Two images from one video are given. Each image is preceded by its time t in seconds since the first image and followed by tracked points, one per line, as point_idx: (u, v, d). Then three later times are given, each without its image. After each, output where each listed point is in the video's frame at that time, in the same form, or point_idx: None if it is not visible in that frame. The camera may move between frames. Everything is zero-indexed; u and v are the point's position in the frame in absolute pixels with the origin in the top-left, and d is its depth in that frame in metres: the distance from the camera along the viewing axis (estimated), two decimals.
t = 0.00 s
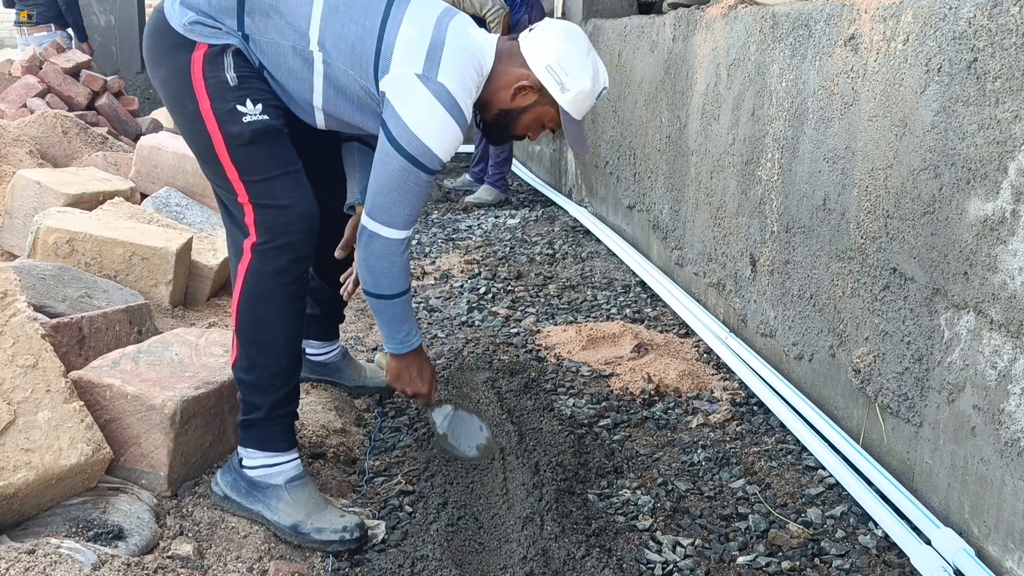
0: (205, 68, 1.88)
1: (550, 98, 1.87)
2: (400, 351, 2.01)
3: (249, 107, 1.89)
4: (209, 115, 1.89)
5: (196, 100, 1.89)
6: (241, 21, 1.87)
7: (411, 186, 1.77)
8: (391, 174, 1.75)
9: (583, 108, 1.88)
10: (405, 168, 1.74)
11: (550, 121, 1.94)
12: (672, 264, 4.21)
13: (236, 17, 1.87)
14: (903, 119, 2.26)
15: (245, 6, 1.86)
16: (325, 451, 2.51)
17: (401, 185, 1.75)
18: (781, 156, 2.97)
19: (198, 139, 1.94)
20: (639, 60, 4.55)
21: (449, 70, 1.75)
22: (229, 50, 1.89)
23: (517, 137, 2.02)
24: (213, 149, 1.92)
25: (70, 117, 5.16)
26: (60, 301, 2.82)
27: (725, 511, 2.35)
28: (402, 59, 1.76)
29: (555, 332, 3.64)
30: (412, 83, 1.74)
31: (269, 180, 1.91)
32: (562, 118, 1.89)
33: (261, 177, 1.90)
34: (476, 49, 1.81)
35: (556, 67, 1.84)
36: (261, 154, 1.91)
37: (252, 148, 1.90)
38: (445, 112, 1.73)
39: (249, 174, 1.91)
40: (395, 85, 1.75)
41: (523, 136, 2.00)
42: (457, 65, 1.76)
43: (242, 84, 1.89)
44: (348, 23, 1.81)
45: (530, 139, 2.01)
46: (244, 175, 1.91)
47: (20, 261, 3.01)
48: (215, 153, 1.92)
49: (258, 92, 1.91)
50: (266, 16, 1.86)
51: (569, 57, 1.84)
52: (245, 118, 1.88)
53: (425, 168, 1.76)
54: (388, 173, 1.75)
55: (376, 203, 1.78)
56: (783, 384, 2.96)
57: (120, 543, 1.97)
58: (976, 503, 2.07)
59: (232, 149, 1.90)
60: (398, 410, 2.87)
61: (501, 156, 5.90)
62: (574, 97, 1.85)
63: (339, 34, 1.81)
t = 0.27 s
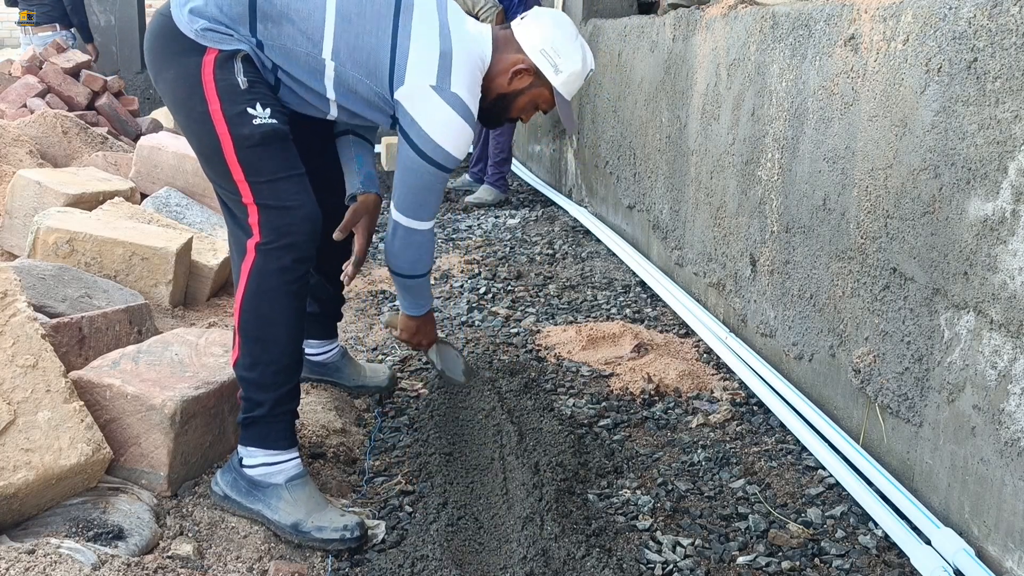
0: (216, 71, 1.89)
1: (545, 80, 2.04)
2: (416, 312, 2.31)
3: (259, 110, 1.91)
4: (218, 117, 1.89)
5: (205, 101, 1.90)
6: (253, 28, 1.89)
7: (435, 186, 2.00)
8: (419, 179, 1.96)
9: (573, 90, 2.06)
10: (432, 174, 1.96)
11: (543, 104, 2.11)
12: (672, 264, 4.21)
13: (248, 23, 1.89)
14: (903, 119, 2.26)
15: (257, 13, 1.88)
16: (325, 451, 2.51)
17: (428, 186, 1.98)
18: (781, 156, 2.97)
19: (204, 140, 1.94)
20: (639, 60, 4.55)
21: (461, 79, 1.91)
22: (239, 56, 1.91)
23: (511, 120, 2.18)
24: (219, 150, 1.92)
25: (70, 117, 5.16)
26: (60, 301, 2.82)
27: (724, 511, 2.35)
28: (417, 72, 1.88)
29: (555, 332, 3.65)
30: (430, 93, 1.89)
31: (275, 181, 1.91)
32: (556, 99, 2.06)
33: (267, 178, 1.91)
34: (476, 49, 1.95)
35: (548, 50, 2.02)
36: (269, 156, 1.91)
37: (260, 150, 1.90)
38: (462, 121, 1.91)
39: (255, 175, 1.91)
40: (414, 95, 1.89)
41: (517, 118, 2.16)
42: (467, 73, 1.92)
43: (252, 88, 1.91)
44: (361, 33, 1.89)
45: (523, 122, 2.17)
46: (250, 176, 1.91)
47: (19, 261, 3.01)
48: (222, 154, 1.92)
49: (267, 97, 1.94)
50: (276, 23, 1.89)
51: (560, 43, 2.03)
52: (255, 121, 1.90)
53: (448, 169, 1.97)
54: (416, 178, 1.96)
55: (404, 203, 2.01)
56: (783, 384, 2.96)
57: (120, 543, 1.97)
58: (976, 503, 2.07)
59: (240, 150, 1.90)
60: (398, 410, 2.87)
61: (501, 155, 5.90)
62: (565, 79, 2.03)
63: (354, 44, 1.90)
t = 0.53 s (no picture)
0: (232, 72, 1.88)
1: (534, 47, 2.02)
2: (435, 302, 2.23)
3: (274, 113, 1.92)
4: (233, 117, 1.88)
5: (220, 101, 1.89)
6: (268, 27, 1.89)
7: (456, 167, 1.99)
8: (441, 160, 1.95)
9: (563, 58, 2.03)
10: (453, 155, 1.95)
11: (536, 79, 2.06)
12: (672, 264, 4.21)
13: (263, 23, 1.88)
14: (903, 119, 2.26)
15: (270, 12, 1.88)
16: (325, 451, 2.52)
17: (451, 165, 1.97)
18: (781, 156, 2.97)
19: (216, 140, 1.93)
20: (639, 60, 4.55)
21: (472, 60, 1.95)
22: (252, 60, 1.90)
23: (506, 101, 2.12)
24: (232, 150, 1.91)
25: (70, 117, 5.16)
26: (60, 301, 2.82)
27: (725, 511, 2.35)
28: (431, 56, 1.91)
29: (555, 332, 3.65)
30: (446, 74, 1.91)
31: (286, 183, 1.92)
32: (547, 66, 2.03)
33: (279, 179, 1.91)
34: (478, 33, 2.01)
35: (535, 20, 2.03)
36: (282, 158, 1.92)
37: (274, 152, 1.91)
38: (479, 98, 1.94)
39: (268, 176, 1.91)
40: (430, 78, 1.91)
41: (512, 100, 2.11)
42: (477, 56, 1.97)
43: (266, 91, 1.92)
44: (372, 24, 1.93)
45: (519, 103, 2.11)
46: (262, 177, 1.91)
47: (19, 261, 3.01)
48: (235, 155, 1.91)
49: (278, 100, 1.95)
50: (290, 21, 1.89)
51: (547, 15, 2.05)
52: (271, 123, 1.90)
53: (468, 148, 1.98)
54: (437, 159, 1.95)
55: (426, 187, 1.98)
56: (783, 384, 2.96)
57: (120, 543, 1.97)
58: (976, 503, 2.07)
59: (254, 150, 1.90)
60: (398, 410, 2.87)
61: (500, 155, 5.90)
62: (553, 43, 2.01)
63: (366, 36, 1.92)
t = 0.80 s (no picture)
0: (226, 74, 1.89)
1: (535, 44, 2.00)
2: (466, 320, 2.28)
3: (270, 112, 1.91)
4: (229, 119, 1.89)
5: (215, 105, 1.90)
6: (263, 30, 1.89)
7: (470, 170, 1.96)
8: (456, 164, 1.93)
9: (564, 54, 2.02)
10: (465, 157, 1.93)
11: (537, 77, 2.04)
12: (672, 264, 4.21)
13: (257, 26, 1.88)
14: (903, 119, 2.26)
15: (265, 15, 1.88)
16: (325, 451, 2.51)
17: (464, 171, 1.95)
18: (781, 156, 2.97)
19: (215, 143, 1.94)
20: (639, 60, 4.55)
21: (475, 62, 1.91)
22: (245, 61, 1.90)
23: (507, 103, 2.09)
24: (231, 153, 1.92)
25: (70, 117, 5.16)
26: (60, 301, 2.82)
27: (725, 511, 2.35)
28: (432, 61, 1.88)
29: (555, 332, 3.64)
30: (449, 79, 1.88)
31: (291, 182, 1.92)
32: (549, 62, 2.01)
33: (283, 178, 1.91)
34: (482, 32, 1.96)
35: (534, 17, 2.02)
36: (284, 157, 1.92)
37: (273, 151, 1.91)
38: (484, 99, 1.90)
39: (271, 176, 1.91)
40: (433, 83, 1.88)
41: (513, 101, 2.08)
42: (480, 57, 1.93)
43: (261, 91, 1.91)
44: (370, 28, 1.89)
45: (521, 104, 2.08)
46: (264, 177, 1.91)
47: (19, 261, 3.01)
48: (235, 157, 1.92)
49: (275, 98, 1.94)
50: (286, 25, 1.89)
51: (544, 14, 2.04)
52: (268, 122, 1.90)
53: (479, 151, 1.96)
54: (452, 164, 1.93)
55: (445, 195, 1.98)
56: (783, 384, 2.96)
57: (120, 543, 1.97)
58: (976, 503, 2.07)
59: (253, 151, 1.90)
60: (398, 410, 2.87)
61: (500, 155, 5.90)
62: (553, 39, 2.01)
63: (365, 41, 1.89)
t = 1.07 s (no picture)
0: (205, 75, 1.89)
1: (548, 54, 1.84)
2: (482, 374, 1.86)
3: (253, 109, 1.89)
4: (212, 121, 1.89)
5: (197, 107, 1.90)
6: (244, 30, 1.87)
7: (461, 175, 1.74)
8: (442, 168, 1.72)
9: (581, 66, 1.85)
10: (451, 159, 1.72)
11: (553, 92, 1.86)
12: (672, 264, 4.21)
13: (239, 26, 1.87)
14: (903, 119, 2.26)
15: (247, 15, 1.85)
16: (325, 451, 2.51)
17: (456, 176, 1.73)
18: (781, 156, 2.97)
19: (203, 147, 1.95)
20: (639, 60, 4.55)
21: (465, 61, 1.75)
22: (226, 57, 1.90)
23: (519, 119, 1.90)
24: (219, 155, 1.92)
25: (70, 117, 5.16)
26: (60, 301, 2.82)
27: (725, 511, 2.35)
28: (416, 61, 1.76)
29: (555, 332, 3.65)
30: (436, 79, 1.74)
31: (280, 180, 1.91)
32: (562, 73, 1.84)
33: (271, 177, 1.90)
34: (486, 37, 1.82)
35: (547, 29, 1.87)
36: (271, 155, 1.91)
37: (259, 150, 1.90)
38: (475, 100, 1.74)
39: (259, 176, 1.90)
40: (418, 85, 1.75)
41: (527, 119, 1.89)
42: (475, 57, 1.77)
43: (243, 87, 1.90)
44: (355, 29, 1.82)
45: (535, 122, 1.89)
46: (253, 178, 1.91)
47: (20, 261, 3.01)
48: (224, 159, 1.92)
49: (257, 92, 1.91)
50: (269, 26, 1.86)
51: (560, 27, 1.89)
52: (250, 120, 1.88)
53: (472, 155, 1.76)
54: (438, 168, 1.72)
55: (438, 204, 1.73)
56: (783, 384, 2.96)
57: (120, 543, 1.97)
58: (976, 503, 2.07)
59: (239, 152, 1.90)
60: (398, 410, 2.88)
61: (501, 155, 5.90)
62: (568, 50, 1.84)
63: (349, 43, 1.82)
